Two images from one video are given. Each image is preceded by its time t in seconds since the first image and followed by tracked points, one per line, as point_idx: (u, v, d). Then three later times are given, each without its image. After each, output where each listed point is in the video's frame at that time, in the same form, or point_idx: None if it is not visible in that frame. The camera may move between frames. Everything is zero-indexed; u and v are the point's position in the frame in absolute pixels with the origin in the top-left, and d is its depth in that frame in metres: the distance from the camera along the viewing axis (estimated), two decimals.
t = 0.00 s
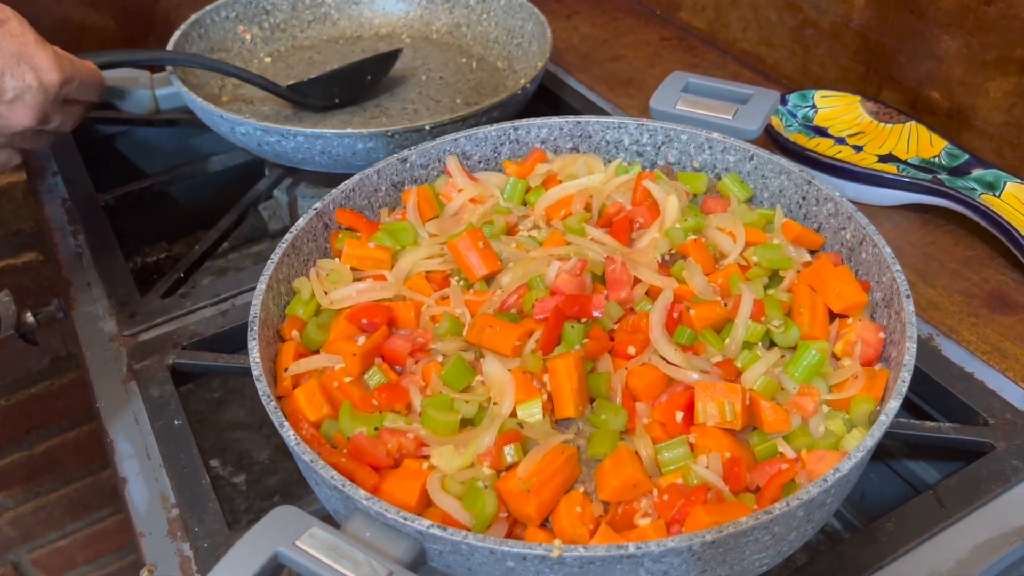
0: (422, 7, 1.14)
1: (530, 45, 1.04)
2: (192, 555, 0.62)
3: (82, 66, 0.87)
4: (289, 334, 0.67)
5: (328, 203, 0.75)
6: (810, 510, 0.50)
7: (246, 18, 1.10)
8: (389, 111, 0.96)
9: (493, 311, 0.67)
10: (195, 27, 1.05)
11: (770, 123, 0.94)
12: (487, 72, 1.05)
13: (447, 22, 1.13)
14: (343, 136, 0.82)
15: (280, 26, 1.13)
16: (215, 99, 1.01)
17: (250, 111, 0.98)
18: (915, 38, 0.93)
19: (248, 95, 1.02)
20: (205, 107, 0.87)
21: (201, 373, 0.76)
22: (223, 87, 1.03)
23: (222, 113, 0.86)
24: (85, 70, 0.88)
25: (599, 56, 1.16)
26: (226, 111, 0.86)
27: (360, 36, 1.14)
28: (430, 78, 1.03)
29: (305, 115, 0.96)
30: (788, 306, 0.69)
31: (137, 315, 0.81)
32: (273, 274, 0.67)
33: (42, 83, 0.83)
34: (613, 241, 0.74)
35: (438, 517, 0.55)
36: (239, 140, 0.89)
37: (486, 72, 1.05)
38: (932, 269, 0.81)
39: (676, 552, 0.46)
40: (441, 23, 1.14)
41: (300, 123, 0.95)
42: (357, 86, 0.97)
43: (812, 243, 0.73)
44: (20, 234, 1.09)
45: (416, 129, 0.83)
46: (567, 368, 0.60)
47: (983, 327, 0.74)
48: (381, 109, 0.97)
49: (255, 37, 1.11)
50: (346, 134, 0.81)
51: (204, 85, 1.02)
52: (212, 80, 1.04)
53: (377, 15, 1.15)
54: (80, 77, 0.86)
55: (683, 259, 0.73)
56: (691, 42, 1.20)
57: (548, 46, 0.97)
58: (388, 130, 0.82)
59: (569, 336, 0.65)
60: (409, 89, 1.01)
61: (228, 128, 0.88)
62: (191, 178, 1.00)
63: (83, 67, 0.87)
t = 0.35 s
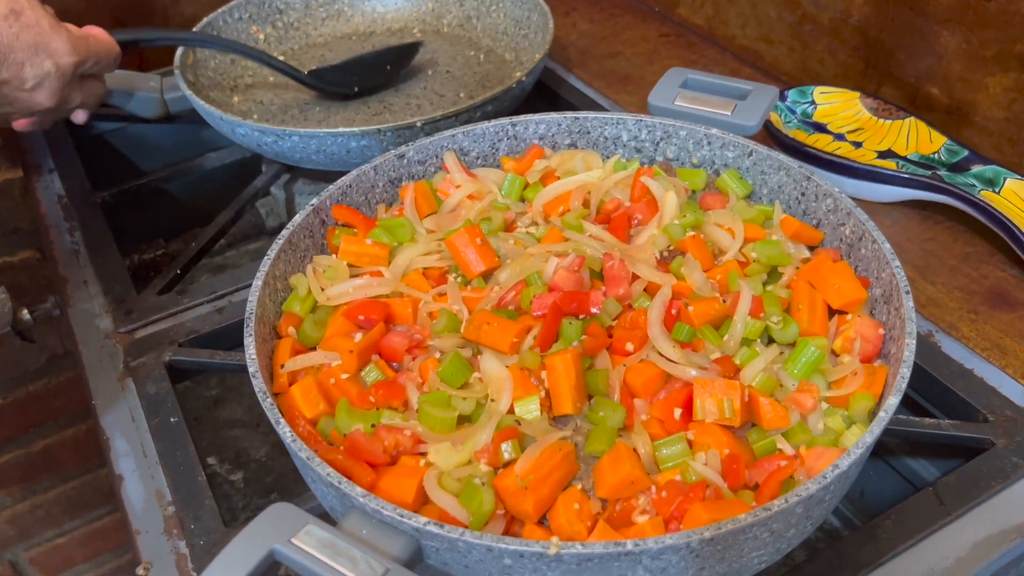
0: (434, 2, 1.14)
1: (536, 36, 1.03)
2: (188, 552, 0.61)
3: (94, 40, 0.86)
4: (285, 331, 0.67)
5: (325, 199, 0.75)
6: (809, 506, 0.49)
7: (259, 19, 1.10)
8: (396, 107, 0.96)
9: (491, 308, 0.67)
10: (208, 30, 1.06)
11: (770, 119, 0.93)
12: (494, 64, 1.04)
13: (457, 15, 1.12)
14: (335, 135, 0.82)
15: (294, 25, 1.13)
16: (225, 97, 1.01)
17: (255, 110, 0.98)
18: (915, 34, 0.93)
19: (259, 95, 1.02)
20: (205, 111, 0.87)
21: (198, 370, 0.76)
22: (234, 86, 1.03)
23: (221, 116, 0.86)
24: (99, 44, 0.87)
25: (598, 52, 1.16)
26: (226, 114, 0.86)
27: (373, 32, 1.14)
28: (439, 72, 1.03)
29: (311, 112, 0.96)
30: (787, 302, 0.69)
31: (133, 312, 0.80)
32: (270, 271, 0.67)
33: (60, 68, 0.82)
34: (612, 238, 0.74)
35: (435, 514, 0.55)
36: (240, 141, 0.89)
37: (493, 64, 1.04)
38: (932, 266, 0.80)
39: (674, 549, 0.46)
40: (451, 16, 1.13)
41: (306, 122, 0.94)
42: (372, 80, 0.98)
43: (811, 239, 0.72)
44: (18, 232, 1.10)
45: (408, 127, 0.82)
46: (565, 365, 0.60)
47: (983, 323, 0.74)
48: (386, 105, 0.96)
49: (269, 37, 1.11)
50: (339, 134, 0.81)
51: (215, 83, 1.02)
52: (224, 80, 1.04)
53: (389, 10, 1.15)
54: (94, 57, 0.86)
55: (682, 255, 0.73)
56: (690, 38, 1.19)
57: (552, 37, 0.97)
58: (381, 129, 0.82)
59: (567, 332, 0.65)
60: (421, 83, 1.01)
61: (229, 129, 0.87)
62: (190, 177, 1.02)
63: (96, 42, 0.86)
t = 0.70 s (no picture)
0: None
1: (535, 35, 1.03)
2: (188, 551, 0.61)
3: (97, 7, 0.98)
4: (285, 329, 0.67)
5: (324, 197, 0.75)
6: (809, 505, 0.49)
7: (259, 16, 1.10)
8: (394, 106, 0.95)
9: (490, 306, 0.67)
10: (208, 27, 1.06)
11: (770, 117, 0.93)
12: (494, 62, 1.04)
13: (457, 13, 1.12)
14: (336, 134, 0.82)
15: (294, 23, 1.12)
16: (225, 96, 1.00)
17: (254, 108, 0.98)
18: (914, 32, 0.93)
19: (259, 93, 1.01)
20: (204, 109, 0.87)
21: (197, 368, 0.76)
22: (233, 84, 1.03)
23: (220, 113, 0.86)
24: (102, 12, 0.99)
25: (597, 50, 1.16)
26: (225, 112, 0.86)
27: (373, 30, 1.14)
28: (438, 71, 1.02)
29: (310, 111, 0.96)
30: (787, 300, 0.69)
31: (133, 310, 0.80)
32: (269, 269, 0.66)
33: (64, 35, 0.97)
34: (611, 236, 0.74)
35: (435, 512, 0.55)
36: (239, 139, 0.89)
37: (492, 62, 1.04)
38: (931, 264, 0.80)
39: (674, 548, 0.46)
40: (451, 14, 1.13)
41: (306, 120, 0.94)
42: (378, 80, 0.97)
43: (811, 238, 0.72)
44: (16, 230, 1.11)
45: (406, 125, 0.82)
46: (564, 363, 0.60)
47: (982, 322, 0.74)
48: (385, 103, 0.96)
49: (268, 35, 1.11)
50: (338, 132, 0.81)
51: (215, 83, 1.01)
52: (224, 79, 1.03)
53: (389, 8, 1.15)
54: (96, 23, 0.99)
55: (682, 253, 0.73)
56: (690, 36, 1.19)
57: (550, 36, 0.97)
58: (379, 127, 0.81)
59: (567, 331, 0.65)
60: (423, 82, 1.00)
61: (229, 127, 0.87)
62: (189, 174, 1.02)
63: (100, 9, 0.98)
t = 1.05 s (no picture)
0: None
1: (536, 34, 1.03)
2: (189, 549, 0.61)
3: None
4: (286, 327, 0.67)
5: (324, 196, 0.75)
6: (809, 503, 0.49)
7: (259, 15, 1.10)
8: (396, 104, 0.95)
9: (491, 304, 0.67)
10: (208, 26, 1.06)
11: (770, 116, 0.93)
12: (494, 61, 1.04)
13: (457, 12, 1.12)
14: (336, 132, 0.82)
15: (294, 21, 1.12)
16: (226, 95, 1.00)
17: (254, 106, 0.98)
18: (915, 30, 0.93)
19: (259, 92, 1.01)
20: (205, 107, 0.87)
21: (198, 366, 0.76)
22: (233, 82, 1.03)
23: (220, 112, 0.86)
24: None
25: (597, 49, 1.16)
26: (225, 110, 0.86)
27: (373, 28, 1.14)
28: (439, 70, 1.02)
29: (311, 109, 0.96)
30: (788, 298, 0.69)
31: (133, 308, 0.80)
32: (270, 268, 0.66)
33: None
34: (611, 234, 0.74)
35: (436, 510, 0.55)
36: (240, 138, 0.89)
37: (493, 61, 1.04)
38: (931, 263, 0.81)
39: (675, 545, 0.46)
40: (451, 13, 1.13)
41: (306, 118, 0.94)
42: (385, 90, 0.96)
43: (811, 236, 0.72)
44: (17, 229, 1.10)
45: (406, 124, 0.82)
46: (565, 361, 0.60)
47: (982, 320, 0.74)
48: (386, 102, 0.96)
49: (268, 33, 1.11)
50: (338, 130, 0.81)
51: (215, 82, 1.01)
52: (224, 78, 1.03)
53: (389, 7, 1.15)
54: None
55: (682, 252, 0.73)
56: (690, 35, 1.19)
57: (550, 35, 0.97)
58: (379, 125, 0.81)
59: (568, 329, 0.65)
60: (428, 84, 0.99)
61: (229, 126, 0.87)
62: (189, 172, 1.02)
63: None
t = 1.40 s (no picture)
0: None
1: (535, 33, 1.03)
2: (189, 548, 0.62)
3: None
4: (286, 326, 0.67)
5: (325, 195, 0.75)
6: (808, 501, 0.50)
7: (259, 15, 1.10)
8: (395, 103, 0.96)
9: (491, 304, 0.67)
10: (208, 26, 1.06)
11: (770, 116, 0.94)
12: (494, 60, 1.04)
13: (457, 11, 1.12)
14: (337, 131, 0.82)
15: (294, 21, 1.12)
16: (226, 95, 1.00)
17: (255, 106, 0.98)
18: (914, 30, 0.93)
19: (259, 91, 1.01)
20: (206, 107, 0.87)
21: (199, 366, 0.76)
22: (235, 82, 1.03)
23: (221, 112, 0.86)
24: None
25: (597, 49, 1.16)
26: (226, 110, 0.86)
27: (373, 27, 1.14)
28: (438, 70, 1.03)
29: (311, 110, 0.96)
30: (787, 297, 0.69)
31: (134, 307, 0.80)
32: (271, 267, 0.67)
33: None
34: (611, 234, 0.74)
35: (436, 508, 0.55)
36: (240, 137, 0.89)
37: (493, 60, 1.04)
38: (930, 262, 0.81)
39: (674, 543, 0.46)
40: (451, 12, 1.13)
41: (306, 117, 0.94)
42: (380, 79, 0.97)
43: (810, 235, 0.73)
44: (17, 227, 1.11)
45: (406, 123, 0.82)
46: (565, 359, 0.60)
47: (981, 319, 0.74)
48: (386, 101, 0.96)
49: (269, 33, 1.11)
50: (338, 130, 0.81)
51: (215, 81, 1.01)
52: (224, 77, 1.03)
53: (389, 6, 1.15)
54: None
55: (682, 251, 0.73)
56: (690, 34, 1.19)
57: (549, 34, 0.97)
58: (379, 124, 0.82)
59: (567, 328, 0.65)
60: (428, 84, 1.00)
61: (230, 125, 0.87)
62: (190, 172, 1.02)
63: None
